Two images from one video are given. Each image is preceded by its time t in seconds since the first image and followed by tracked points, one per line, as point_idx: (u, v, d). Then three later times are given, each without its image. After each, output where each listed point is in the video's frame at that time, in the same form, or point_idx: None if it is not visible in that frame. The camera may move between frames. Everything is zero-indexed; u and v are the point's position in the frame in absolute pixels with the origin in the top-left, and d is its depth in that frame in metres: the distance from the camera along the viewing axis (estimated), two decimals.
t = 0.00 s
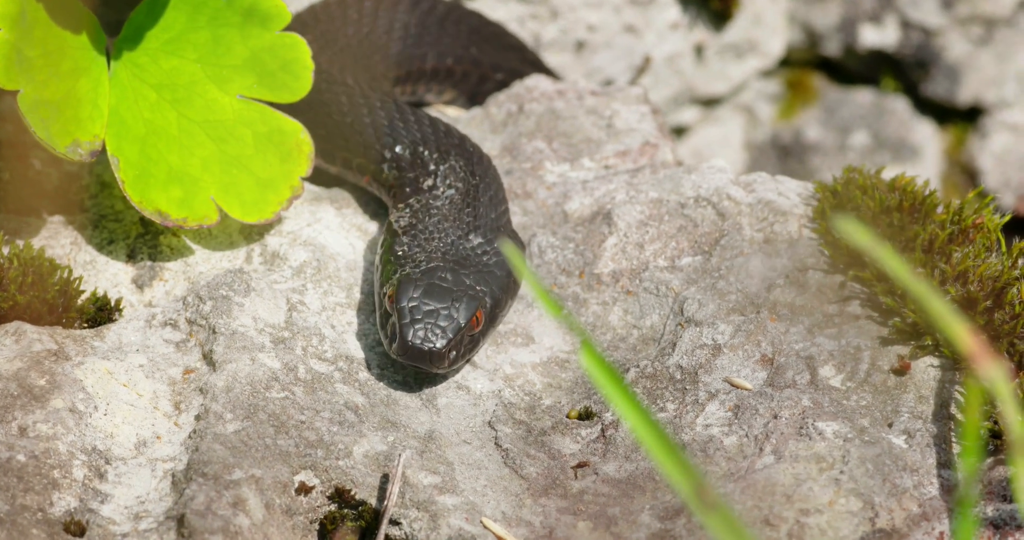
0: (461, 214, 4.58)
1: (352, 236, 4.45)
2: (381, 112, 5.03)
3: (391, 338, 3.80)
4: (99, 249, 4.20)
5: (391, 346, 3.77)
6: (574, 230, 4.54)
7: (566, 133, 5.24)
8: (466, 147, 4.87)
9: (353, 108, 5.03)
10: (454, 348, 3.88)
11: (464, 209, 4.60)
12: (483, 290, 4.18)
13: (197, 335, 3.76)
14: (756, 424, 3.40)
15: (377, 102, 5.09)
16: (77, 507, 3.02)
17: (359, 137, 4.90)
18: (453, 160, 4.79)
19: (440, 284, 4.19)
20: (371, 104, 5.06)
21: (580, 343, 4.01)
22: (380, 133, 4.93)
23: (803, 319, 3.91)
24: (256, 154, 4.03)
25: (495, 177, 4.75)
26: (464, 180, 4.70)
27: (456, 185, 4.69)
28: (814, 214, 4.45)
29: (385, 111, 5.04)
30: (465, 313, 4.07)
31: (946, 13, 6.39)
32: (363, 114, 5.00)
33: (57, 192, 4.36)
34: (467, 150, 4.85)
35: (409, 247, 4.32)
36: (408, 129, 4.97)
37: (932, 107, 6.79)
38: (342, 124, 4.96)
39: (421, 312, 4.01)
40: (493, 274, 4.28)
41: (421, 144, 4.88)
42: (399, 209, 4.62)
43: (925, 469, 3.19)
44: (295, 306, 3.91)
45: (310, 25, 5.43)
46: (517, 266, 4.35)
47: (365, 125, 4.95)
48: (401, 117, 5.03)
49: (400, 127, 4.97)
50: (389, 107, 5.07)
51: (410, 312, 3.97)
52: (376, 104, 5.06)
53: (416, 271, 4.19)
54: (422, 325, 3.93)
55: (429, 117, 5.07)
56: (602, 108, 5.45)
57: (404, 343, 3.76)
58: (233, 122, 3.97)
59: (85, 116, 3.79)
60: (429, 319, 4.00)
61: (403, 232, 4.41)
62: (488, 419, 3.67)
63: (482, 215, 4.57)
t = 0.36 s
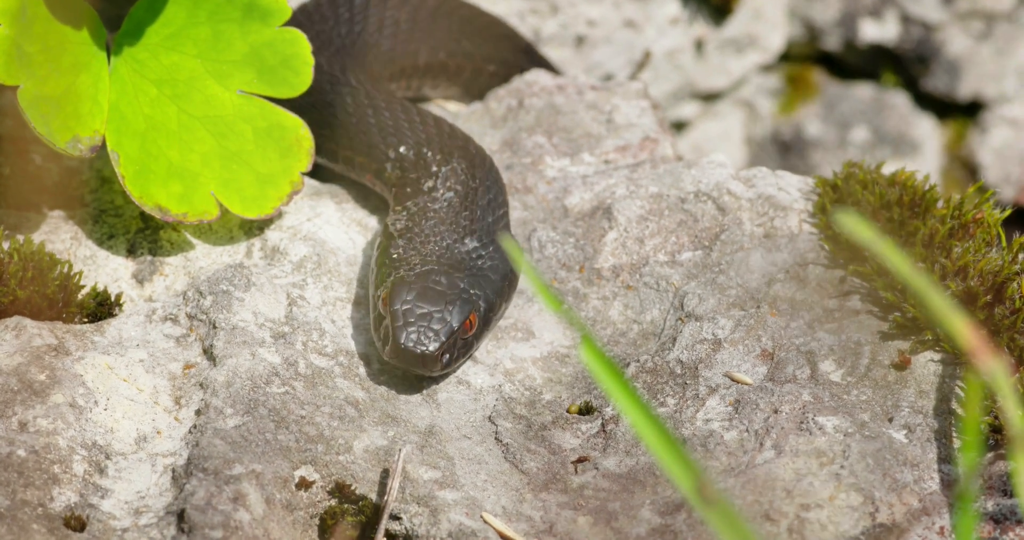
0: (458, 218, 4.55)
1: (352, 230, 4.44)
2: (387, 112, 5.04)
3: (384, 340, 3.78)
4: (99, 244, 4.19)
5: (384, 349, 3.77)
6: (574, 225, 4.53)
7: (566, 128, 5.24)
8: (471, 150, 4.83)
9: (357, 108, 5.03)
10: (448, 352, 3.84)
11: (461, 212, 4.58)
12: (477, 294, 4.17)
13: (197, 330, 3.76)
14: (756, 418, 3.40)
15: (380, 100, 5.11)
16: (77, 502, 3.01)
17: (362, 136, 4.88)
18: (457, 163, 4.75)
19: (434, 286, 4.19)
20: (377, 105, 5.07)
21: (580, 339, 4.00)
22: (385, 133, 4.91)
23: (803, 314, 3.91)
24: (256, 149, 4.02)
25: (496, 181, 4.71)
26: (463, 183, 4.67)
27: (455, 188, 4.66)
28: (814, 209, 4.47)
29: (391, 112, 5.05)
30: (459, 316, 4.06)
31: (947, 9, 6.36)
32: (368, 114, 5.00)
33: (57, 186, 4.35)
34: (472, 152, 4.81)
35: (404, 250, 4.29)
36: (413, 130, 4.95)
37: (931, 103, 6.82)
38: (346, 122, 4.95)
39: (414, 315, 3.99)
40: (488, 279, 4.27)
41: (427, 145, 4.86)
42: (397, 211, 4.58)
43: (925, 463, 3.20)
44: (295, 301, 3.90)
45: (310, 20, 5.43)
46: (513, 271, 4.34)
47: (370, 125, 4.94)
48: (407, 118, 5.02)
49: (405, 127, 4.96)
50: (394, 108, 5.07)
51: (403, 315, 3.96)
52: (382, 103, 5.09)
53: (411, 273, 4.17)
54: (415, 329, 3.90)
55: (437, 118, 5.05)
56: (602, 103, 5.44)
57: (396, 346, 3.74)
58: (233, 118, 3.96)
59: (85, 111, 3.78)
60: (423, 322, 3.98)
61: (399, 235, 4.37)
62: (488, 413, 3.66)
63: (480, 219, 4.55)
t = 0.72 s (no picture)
0: (450, 219, 4.53)
1: (352, 222, 4.44)
2: (400, 112, 4.97)
3: (370, 338, 3.72)
4: (99, 236, 4.18)
5: (370, 347, 3.71)
6: (574, 216, 4.52)
7: (566, 120, 5.22)
8: (476, 154, 4.77)
9: (371, 107, 4.97)
10: (434, 351, 3.78)
11: (453, 213, 4.57)
12: (464, 294, 4.12)
13: (197, 321, 3.75)
14: (755, 409, 3.40)
15: (390, 96, 5.08)
16: (77, 492, 3.01)
17: (373, 134, 4.83)
18: (458, 165, 4.72)
19: (422, 285, 4.13)
20: (391, 105, 5.01)
21: (580, 330, 4.00)
22: (397, 133, 4.85)
23: (802, 305, 3.91)
24: (256, 140, 4.00)
25: (497, 184, 4.64)
26: (460, 185, 4.64)
27: (451, 190, 4.64)
28: (814, 201, 4.45)
29: (404, 112, 4.98)
30: (445, 315, 4.00)
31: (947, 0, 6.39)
32: (382, 113, 4.96)
33: (57, 177, 4.33)
34: (473, 153, 4.78)
35: (393, 250, 4.23)
36: (423, 129, 4.89)
37: (932, 94, 6.78)
38: (357, 119, 4.89)
39: (401, 313, 3.93)
40: (476, 279, 4.21)
41: (435, 145, 4.81)
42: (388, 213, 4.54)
43: (925, 454, 3.20)
44: (295, 292, 3.90)
45: (309, 11, 5.41)
46: (502, 274, 4.29)
47: (383, 125, 4.88)
48: (419, 118, 4.95)
49: (417, 127, 4.90)
50: (410, 107, 5.01)
51: (390, 312, 3.89)
52: (400, 102, 5.04)
53: (398, 273, 4.11)
54: (401, 327, 3.84)
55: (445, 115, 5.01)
56: (602, 95, 5.43)
57: (382, 343, 3.69)
58: (233, 108, 3.95)
59: (85, 102, 3.77)
60: (409, 320, 3.92)
61: (388, 235, 4.29)
62: (488, 404, 3.66)
63: (473, 221, 4.53)
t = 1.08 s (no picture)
0: (463, 222, 4.42)
1: (356, 214, 4.42)
2: (406, 108, 4.86)
3: (390, 347, 3.64)
4: (103, 228, 4.17)
5: (391, 357, 3.62)
6: (578, 209, 4.52)
7: (570, 112, 5.21)
8: (482, 153, 4.68)
9: (378, 105, 4.85)
10: (455, 358, 3.70)
11: (466, 216, 4.45)
12: (482, 299, 4.01)
13: (201, 314, 3.75)
14: (760, 402, 3.39)
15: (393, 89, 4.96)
16: (80, 486, 3.00)
17: (377, 130, 4.72)
18: (466, 163, 4.63)
19: (439, 291, 4.02)
20: (396, 102, 4.88)
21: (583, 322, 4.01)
22: (403, 130, 4.74)
23: (806, 298, 3.90)
24: (259, 133, 3.99)
25: (505, 183, 4.59)
26: (471, 185, 4.55)
27: (462, 190, 4.54)
28: (818, 193, 4.45)
29: (410, 110, 4.85)
30: (465, 322, 3.89)
31: None
32: (388, 110, 4.83)
33: (61, 169, 4.32)
34: (481, 151, 4.68)
35: (409, 256, 4.11)
36: (428, 127, 4.78)
37: (936, 86, 6.79)
38: (362, 115, 4.78)
39: (420, 321, 3.83)
40: (493, 284, 4.11)
41: (442, 143, 4.71)
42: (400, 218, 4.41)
43: (929, 447, 3.19)
44: (298, 285, 3.89)
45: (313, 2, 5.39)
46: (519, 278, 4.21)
47: (388, 122, 4.77)
48: (425, 115, 4.84)
49: (422, 125, 4.79)
50: (416, 103, 4.90)
51: (409, 320, 3.79)
52: (408, 98, 4.91)
53: (416, 279, 4.00)
54: (422, 335, 3.74)
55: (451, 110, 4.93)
56: (606, 87, 5.42)
57: (403, 353, 3.59)
58: (236, 101, 3.93)
59: (88, 95, 3.75)
60: (429, 329, 3.81)
61: (404, 242, 4.19)
62: (492, 397, 3.67)
63: (487, 224, 4.44)
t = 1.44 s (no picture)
0: (453, 221, 4.37)
1: (360, 209, 4.41)
2: (418, 105, 4.84)
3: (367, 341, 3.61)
4: (108, 222, 4.17)
5: (368, 352, 3.60)
6: (583, 203, 4.51)
7: (574, 106, 5.20)
8: (487, 155, 4.62)
9: (390, 103, 4.84)
10: (433, 355, 3.67)
11: (457, 216, 4.40)
12: (464, 297, 3.97)
13: (206, 308, 3.75)
14: (764, 397, 3.39)
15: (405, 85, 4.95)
16: (85, 480, 3.00)
17: (389, 128, 4.70)
18: (468, 165, 4.58)
19: (422, 287, 3.98)
20: (409, 101, 4.86)
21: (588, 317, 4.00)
22: (414, 128, 4.73)
23: (811, 292, 3.89)
24: (264, 126, 3.98)
25: (505, 187, 4.53)
26: (468, 186, 4.50)
27: (457, 191, 4.49)
28: (821, 187, 4.45)
29: (422, 109, 4.83)
30: (444, 320, 3.85)
31: None
32: (399, 108, 4.82)
33: (65, 163, 4.32)
34: (486, 153, 4.62)
35: (394, 252, 4.08)
36: (438, 126, 4.75)
37: (939, 80, 6.74)
38: (374, 112, 4.76)
39: (400, 317, 3.78)
40: (476, 282, 4.05)
41: (449, 143, 4.67)
42: (393, 216, 4.38)
43: (934, 442, 3.19)
44: (303, 279, 3.88)
45: None
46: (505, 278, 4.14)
47: (399, 120, 4.76)
48: (437, 113, 4.81)
49: (433, 124, 4.75)
50: (428, 101, 4.87)
51: (389, 315, 3.76)
52: (422, 96, 4.89)
53: (399, 275, 3.95)
54: (400, 331, 3.71)
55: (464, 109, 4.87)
56: (611, 81, 5.40)
57: (381, 348, 3.57)
58: (241, 95, 3.93)
59: (92, 88, 3.73)
60: (408, 325, 3.77)
61: (392, 238, 4.17)
62: (497, 392, 3.66)
63: (479, 225, 4.37)
